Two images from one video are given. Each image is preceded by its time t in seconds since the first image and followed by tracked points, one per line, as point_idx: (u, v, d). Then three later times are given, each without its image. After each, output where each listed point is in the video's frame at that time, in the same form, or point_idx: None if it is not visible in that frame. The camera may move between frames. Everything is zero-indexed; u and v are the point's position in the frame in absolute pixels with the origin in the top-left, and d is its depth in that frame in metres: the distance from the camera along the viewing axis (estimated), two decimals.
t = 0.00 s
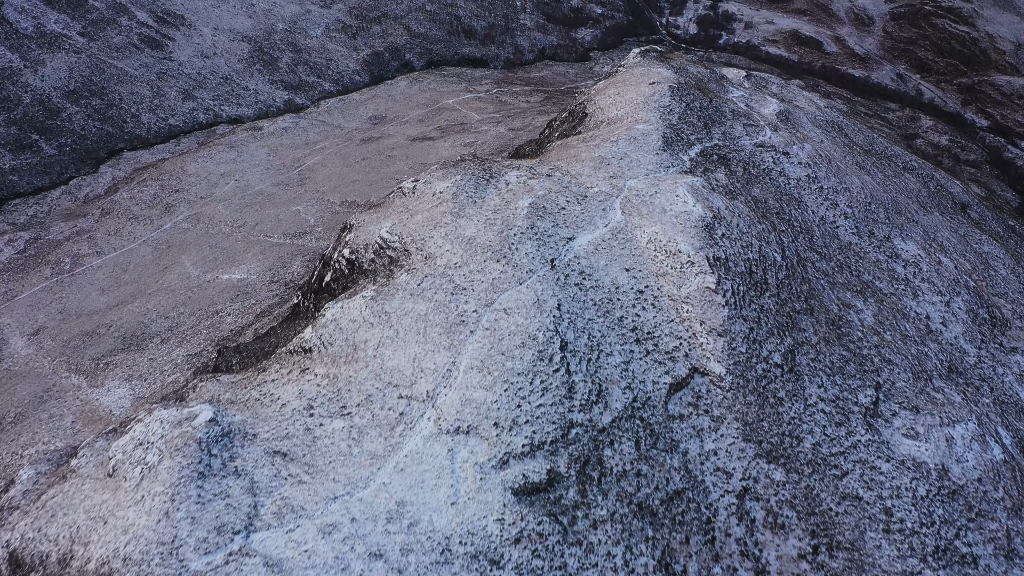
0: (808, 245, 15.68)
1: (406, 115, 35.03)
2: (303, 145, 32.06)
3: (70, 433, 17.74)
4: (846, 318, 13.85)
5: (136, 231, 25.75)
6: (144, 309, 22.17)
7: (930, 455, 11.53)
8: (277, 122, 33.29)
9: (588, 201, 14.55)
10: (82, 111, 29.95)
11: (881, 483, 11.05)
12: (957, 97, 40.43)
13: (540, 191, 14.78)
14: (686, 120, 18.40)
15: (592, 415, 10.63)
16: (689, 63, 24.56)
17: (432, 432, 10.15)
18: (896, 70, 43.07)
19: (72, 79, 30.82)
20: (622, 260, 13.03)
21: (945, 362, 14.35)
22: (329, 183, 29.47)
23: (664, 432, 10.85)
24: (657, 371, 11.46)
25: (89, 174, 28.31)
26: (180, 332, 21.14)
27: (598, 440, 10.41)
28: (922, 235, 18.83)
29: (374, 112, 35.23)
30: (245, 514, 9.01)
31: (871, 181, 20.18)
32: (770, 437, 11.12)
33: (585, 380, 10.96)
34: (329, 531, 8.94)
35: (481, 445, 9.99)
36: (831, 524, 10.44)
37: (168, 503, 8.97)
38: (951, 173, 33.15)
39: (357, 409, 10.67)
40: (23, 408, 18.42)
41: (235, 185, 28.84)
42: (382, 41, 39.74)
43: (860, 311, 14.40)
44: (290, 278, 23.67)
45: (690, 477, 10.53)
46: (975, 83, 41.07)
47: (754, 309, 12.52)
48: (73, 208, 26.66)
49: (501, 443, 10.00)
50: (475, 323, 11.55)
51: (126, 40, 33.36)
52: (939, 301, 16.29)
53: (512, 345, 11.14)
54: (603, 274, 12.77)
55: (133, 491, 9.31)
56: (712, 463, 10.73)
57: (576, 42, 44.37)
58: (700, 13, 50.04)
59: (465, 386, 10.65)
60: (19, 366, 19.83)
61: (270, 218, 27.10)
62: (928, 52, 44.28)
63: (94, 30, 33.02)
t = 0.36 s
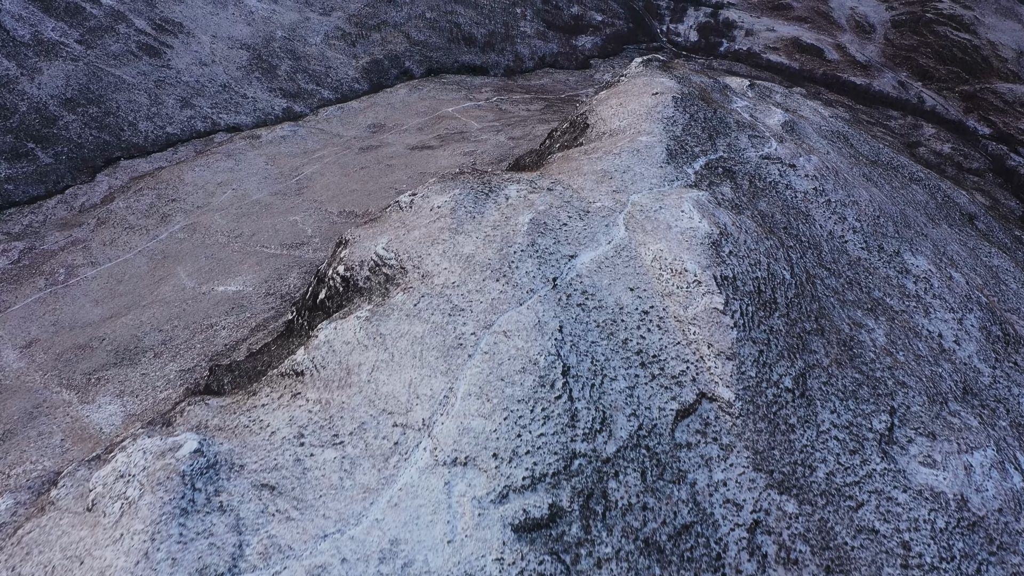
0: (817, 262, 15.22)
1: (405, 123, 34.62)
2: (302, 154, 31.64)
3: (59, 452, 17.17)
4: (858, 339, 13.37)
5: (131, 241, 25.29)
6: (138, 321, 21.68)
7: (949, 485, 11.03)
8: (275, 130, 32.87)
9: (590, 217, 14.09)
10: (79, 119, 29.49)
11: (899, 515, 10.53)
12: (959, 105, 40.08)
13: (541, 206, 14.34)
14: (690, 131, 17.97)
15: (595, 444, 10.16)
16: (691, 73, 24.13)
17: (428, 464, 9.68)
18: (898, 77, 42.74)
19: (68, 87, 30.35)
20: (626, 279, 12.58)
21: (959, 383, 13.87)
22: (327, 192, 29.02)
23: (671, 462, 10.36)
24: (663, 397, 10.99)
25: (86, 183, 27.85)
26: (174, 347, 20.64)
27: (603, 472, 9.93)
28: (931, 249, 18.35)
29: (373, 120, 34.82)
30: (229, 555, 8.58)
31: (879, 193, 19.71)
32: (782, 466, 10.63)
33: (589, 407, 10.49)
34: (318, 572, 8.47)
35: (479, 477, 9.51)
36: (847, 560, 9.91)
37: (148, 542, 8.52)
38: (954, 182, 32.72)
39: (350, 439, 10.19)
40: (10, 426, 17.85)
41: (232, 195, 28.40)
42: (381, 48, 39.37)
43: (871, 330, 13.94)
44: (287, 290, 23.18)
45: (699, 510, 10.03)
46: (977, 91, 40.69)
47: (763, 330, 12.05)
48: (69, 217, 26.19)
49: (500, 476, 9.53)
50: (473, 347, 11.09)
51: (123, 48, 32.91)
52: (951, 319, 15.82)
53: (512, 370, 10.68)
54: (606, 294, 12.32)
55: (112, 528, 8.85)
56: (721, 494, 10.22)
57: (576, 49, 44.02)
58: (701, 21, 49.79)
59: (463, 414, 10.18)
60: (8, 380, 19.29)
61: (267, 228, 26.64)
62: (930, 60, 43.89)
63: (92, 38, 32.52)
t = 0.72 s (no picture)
0: (826, 278, 14.75)
1: (404, 131, 34.16)
2: (300, 162, 31.16)
3: (46, 472, 16.61)
4: (871, 360, 12.88)
5: (127, 251, 24.83)
6: (131, 334, 21.17)
7: (969, 516, 10.52)
8: (273, 138, 32.40)
9: (593, 233, 13.63)
10: (75, 127, 29.03)
11: (918, 550, 10.01)
12: (961, 113, 39.72)
13: (542, 221, 13.91)
14: (694, 143, 17.51)
15: (599, 477, 9.69)
16: (695, 82, 23.68)
17: (423, 498, 9.21)
18: (899, 85, 42.37)
19: (66, 94, 29.82)
20: (631, 299, 12.12)
21: (975, 405, 13.35)
22: (325, 202, 28.54)
23: (679, 494, 9.87)
24: (670, 425, 10.51)
25: (82, 192, 27.36)
26: (166, 361, 20.11)
27: (607, 506, 9.45)
28: (942, 264, 17.84)
29: (372, 128, 34.36)
30: None
31: (887, 205, 19.16)
32: (794, 498, 10.13)
33: (592, 437, 10.02)
34: None
35: (477, 513, 9.04)
36: None
37: None
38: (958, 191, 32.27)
39: (342, 469, 9.73)
40: None
41: (229, 204, 27.91)
42: (381, 56, 38.98)
43: (883, 351, 13.45)
44: (283, 303, 22.63)
45: (708, 546, 9.53)
46: (979, 98, 40.27)
47: (773, 353, 11.57)
48: (64, 226, 25.75)
49: (499, 511, 9.06)
50: (472, 372, 10.64)
51: (121, 55, 32.44)
52: (964, 337, 15.29)
53: (512, 398, 10.21)
54: (610, 315, 11.86)
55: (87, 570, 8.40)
56: (732, 529, 9.72)
57: (576, 57, 43.64)
58: (702, 29, 49.49)
59: (461, 444, 9.72)
60: None
61: (264, 239, 26.13)
62: (932, 67, 43.47)
63: (90, 45, 31.96)
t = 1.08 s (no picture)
0: (835, 295, 14.27)
1: (403, 139, 33.67)
2: (298, 170, 30.62)
3: (33, 492, 15.82)
4: (884, 383, 12.38)
5: (122, 260, 24.16)
6: (125, 347, 20.48)
7: (993, 551, 9.96)
8: (271, 146, 31.83)
9: (595, 250, 13.16)
10: (72, 135, 28.39)
11: None
12: (963, 120, 39.36)
13: (544, 238, 13.46)
14: (699, 154, 17.01)
15: (604, 511, 9.21)
16: (698, 91, 23.23)
17: (418, 535, 8.76)
18: (901, 92, 41.99)
19: (62, 102, 29.28)
20: (635, 320, 11.67)
21: (992, 429, 12.83)
22: (322, 211, 27.97)
23: (688, 530, 9.38)
24: (678, 454, 10.03)
25: (77, 200, 26.63)
26: (158, 376, 19.38)
27: (612, 543, 8.96)
28: (953, 279, 17.32)
29: (372, 136, 33.82)
30: None
31: (896, 218, 18.63)
32: (809, 532, 9.60)
33: (596, 468, 9.56)
34: None
35: (474, 551, 8.57)
36: None
37: None
38: (961, 199, 31.82)
39: (333, 503, 9.29)
40: None
41: (225, 213, 27.33)
42: (380, 63, 38.56)
43: (896, 372, 12.96)
44: (279, 314, 21.95)
45: None
46: (981, 105, 39.90)
47: (783, 378, 11.10)
48: (59, 235, 25.06)
49: (498, 550, 8.60)
50: (470, 399, 10.19)
51: (119, 63, 31.88)
52: (978, 356, 14.77)
53: (512, 427, 9.75)
54: (614, 337, 11.40)
55: None
56: (743, 566, 9.20)
57: (576, 64, 43.25)
58: (702, 36, 49.18)
59: (458, 476, 9.27)
60: None
61: (260, 249, 25.53)
62: (933, 75, 43.09)
63: (87, 52, 31.48)
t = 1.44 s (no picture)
0: (845, 314, 13.80)
1: (403, 148, 33.13)
2: (296, 179, 29.91)
3: (18, 514, 14.97)
4: (898, 408, 11.88)
5: (117, 271, 23.41)
6: (118, 360, 19.73)
7: None
8: (269, 155, 31.14)
9: (598, 268, 12.72)
10: (68, 143, 27.59)
11: None
12: (964, 128, 38.99)
13: (544, 255, 13.00)
14: (703, 167, 16.55)
15: (608, 549, 8.73)
16: (701, 101, 22.81)
17: None
18: (902, 100, 41.62)
19: (59, 110, 28.42)
20: (640, 343, 11.21)
21: (1011, 454, 12.32)
22: (320, 221, 27.26)
23: (697, 568, 8.88)
24: (686, 487, 9.54)
25: (73, 210, 25.85)
26: (150, 392, 18.60)
27: None
28: (964, 294, 16.83)
29: (370, 144, 33.16)
30: None
31: (905, 231, 18.14)
32: (824, 570, 9.10)
33: (600, 502, 9.10)
34: None
35: None
36: None
37: None
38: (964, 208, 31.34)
39: (323, 540, 8.82)
40: None
41: (222, 222, 26.59)
42: (380, 71, 38.10)
43: (911, 395, 12.45)
44: (275, 327, 21.17)
45: None
46: (982, 113, 39.53)
47: (795, 404, 10.62)
48: (54, 245, 24.26)
49: None
50: (467, 428, 9.74)
51: (116, 70, 31.20)
52: (993, 375, 14.24)
53: (511, 458, 9.32)
54: (618, 360, 10.95)
55: None
56: None
57: (576, 72, 42.90)
58: (702, 43, 48.88)
59: (455, 511, 8.80)
60: None
61: (257, 259, 24.80)
62: (935, 82, 42.72)
63: (85, 60, 30.74)
